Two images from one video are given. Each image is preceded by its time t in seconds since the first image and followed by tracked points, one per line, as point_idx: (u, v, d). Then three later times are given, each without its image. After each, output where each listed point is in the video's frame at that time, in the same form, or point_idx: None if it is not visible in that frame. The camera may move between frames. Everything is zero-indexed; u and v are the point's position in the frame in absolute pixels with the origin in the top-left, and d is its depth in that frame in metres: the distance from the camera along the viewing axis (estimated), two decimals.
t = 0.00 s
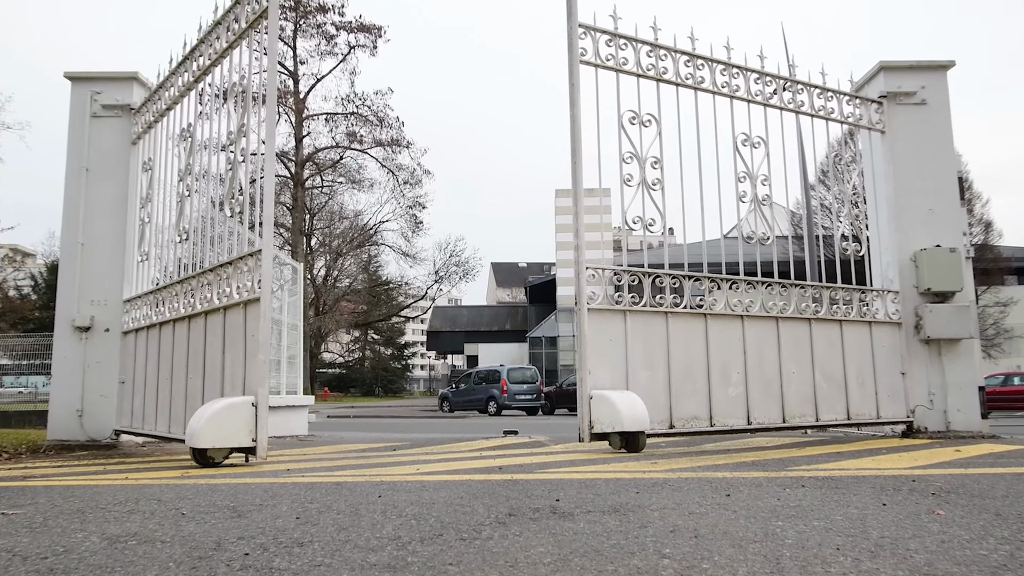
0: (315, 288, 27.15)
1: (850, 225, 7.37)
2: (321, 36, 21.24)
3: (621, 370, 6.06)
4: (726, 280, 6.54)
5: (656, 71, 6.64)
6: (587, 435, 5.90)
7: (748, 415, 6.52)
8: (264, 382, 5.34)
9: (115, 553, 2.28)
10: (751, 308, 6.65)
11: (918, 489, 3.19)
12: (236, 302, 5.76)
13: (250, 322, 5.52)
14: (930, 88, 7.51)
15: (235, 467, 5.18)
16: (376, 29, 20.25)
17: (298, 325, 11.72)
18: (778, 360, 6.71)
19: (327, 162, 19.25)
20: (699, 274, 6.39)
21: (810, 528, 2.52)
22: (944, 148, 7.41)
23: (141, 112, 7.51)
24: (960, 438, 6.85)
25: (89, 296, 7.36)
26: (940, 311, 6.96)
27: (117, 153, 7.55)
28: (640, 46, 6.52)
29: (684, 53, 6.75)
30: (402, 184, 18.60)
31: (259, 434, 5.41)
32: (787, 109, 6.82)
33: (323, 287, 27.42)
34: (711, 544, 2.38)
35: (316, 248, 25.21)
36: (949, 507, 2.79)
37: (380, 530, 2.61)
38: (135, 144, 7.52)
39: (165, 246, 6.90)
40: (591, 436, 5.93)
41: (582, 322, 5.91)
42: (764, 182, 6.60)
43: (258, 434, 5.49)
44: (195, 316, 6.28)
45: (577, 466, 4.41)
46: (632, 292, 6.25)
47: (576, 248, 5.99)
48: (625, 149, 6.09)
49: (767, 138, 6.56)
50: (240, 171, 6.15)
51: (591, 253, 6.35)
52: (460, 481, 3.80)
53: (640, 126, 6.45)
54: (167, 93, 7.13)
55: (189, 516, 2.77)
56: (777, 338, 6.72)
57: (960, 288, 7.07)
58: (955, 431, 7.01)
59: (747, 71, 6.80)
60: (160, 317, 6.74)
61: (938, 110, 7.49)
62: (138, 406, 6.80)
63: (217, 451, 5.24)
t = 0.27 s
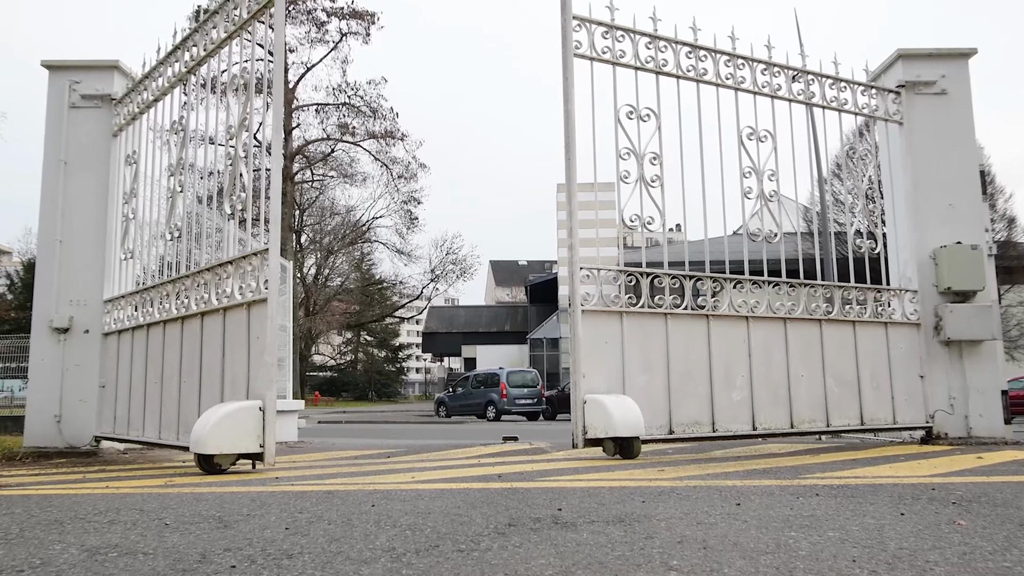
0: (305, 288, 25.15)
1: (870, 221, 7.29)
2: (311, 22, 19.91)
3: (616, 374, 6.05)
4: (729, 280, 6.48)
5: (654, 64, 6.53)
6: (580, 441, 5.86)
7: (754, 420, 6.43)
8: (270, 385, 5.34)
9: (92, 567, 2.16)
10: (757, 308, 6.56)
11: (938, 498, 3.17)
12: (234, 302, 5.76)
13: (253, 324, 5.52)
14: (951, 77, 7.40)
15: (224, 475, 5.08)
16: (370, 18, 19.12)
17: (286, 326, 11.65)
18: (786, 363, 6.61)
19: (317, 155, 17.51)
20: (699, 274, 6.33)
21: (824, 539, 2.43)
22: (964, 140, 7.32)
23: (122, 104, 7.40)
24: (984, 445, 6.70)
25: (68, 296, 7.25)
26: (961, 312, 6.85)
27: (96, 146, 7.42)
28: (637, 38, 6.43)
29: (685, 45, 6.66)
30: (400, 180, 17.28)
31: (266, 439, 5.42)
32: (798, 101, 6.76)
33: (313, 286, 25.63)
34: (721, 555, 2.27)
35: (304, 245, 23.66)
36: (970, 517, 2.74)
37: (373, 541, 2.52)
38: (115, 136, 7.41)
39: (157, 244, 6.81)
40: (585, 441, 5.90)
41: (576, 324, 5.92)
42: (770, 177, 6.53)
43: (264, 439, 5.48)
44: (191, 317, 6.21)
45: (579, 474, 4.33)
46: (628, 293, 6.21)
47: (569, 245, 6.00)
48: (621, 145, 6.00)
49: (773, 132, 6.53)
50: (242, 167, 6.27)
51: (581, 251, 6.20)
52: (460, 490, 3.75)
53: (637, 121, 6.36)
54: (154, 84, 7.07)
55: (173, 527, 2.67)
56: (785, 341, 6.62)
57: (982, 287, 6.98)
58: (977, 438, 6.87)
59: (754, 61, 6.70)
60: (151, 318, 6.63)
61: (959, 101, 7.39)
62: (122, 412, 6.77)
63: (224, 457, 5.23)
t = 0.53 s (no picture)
0: (295, 288, 22.34)
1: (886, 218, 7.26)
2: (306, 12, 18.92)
3: (613, 378, 6.00)
4: (733, 281, 6.39)
5: (653, 58, 6.43)
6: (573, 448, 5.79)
7: (758, 424, 6.36)
8: (280, 387, 5.40)
9: None
10: (762, 309, 6.48)
11: (959, 508, 3.39)
12: (236, 303, 5.77)
13: (259, 324, 5.57)
14: (971, 67, 7.28)
15: (211, 483, 4.94)
16: (362, 0, 18.02)
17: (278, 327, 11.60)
18: (793, 367, 6.52)
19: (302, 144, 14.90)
20: (701, 275, 6.25)
21: (839, 550, 2.55)
22: (985, 133, 7.21)
23: (104, 95, 7.32)
24: (1004, 450, 6.60)
25: (47, 296, 7.15)
26: (981, 312, 6.74)
27: (76, 140, 7.32)
28: (635, 30, 6.35)
29: (686, 37, 6.57)
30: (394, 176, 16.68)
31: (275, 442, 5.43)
32: (807, 93, 6.68)
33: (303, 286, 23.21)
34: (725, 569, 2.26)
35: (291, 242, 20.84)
36: (991, 527, 2.94)
37: (366, 551, 2.58)
38: (97, 128, 7.32)
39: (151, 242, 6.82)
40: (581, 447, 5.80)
41: (570, 325, 5.86)
42: (777, 172, 6.44)
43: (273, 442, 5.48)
44: (189, 318, 6.17)
45: (581, 481, 4.32)
46: (625, 295, 6.14)
47: (563, 244, 5.96)
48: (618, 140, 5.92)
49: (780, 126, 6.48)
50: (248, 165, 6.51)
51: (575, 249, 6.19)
52: (460, 496, 3.74)
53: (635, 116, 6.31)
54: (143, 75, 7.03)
55: (159, 537, 2.86)
56: (792, 345, 6.53)
57: (1003, 286, 6.86)
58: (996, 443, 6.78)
59: (759, 53, 6.61)
60: (148, 317, 6.59)
61: (980, 92, 7.27)
62: (107, 416, 6.77)
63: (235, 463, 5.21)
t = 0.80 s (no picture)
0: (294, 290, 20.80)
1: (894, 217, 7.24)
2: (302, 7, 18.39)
3: (608, 381, 5.96)
4: (731, 282, 6.35)
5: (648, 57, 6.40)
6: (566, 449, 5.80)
7: (757, 427, 6.33)
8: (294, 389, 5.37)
9: None
10: (761, 310, 6.45)
11: (968, 511, 3.36)
12: (243, 304, 5.76)
13: (269, 324, 5.58)
14: (980, 62, 7.24)
15: (202, 488, 4.84)
16: None
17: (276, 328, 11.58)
18: (794, 369, 6.49)
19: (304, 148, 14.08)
20: (697, 275, 6.23)
21: (846, 555, 2.52)
22: (993, 129, 7.17)
23: (95, 91, 7.28)
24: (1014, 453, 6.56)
25: (37, 296, 7.10)
26: (990, 312, 6.70)
27: (65, 137, 7.26)
28: (629, 30, 6.33)
29: (682, 35, 6.53)
30: (391, 174, 16.48)
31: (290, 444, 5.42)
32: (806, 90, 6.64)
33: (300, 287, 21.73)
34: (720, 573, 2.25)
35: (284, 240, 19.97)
36: (1000, 531, 2.92)
37: (365, 557, 2.54)
38: (87, 125, 7.26)
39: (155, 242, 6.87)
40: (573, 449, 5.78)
41: (564, 327, 5.85)
42: (777, 170, 6.41)
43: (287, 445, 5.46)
44: (195, 318, 6.12)
45: (581, 484, 4.29)
46: (619, 296, 6.12)
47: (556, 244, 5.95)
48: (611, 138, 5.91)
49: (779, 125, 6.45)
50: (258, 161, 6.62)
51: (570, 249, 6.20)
52: (456, 500, 3.70)
53: (630, 116, 6.30)
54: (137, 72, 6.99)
55: (150, 542, 2.82)
56: (794, 347, 6.50)
57: (1013, 285, 6.82)
58: (1004, 445, 6.74)
59: (759, 50, 6.57)
60: (149, 317, 6.56)
61: (989, 88, 7.22)
62: (100, 419, 6.74)
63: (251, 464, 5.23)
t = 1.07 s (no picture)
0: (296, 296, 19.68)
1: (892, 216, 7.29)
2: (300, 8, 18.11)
3: (600, 381, 6.02)
4: (725, 283, 6.37)
5: (642, 61, 6.41)
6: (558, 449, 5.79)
7: (752, 427, 6.36)
8: (312, 389, 5.39)
9: None
10: (756, 311, 6.47)
11: (968, 512, 3.35)
12: (259, 305, 5.80)
13: (286, 325, 5.63)
14: (980, 62, 7.24)
15: (200, 488, 4.83)
16: None
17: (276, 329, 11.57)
18: (789, 370, 6.49)
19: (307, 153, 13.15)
20: (690, 277, 6.26)
21: (846, 555, 2.52)
22: (993, 129, 7.17)
23: (95, 91, 7.28)
24: (1014, 453, 6.56)
25: (37, 296, 7.10)
26: (990, 313, 6.70)
27: (65, 137, 7.26)
28: (623, 34, 6.35)
29: (677, 39, 6.54)
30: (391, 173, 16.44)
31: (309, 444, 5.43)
32: (802, 92, 6.64)
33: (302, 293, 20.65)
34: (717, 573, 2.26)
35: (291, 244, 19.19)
36: (1000, 531, 2.92)
37: (366, 556, 2.55)
38: (88, 125, 7.26)
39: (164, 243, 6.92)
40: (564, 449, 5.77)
41: (556, 327, 5.89)
42: (772, 172, 6.42)
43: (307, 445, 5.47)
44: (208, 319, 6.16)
45: (581, 484, 4.30)
46: (613, 297, 6.16)
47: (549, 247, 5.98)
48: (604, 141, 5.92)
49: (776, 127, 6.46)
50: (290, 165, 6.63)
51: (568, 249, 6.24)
52: (455, 500, 3.71)
53: (624, 119, 6.33)
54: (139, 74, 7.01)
55: (150, 542, 2.82)
56: (789, 347, 6.51)
57: (1014, 285, 6.82)
58: (1005, 445, 6.74)
59: (755, 52, 6.58)
60: (156, 318, 6.57)
61: (989, 88, 7.22)
62: (103, 418, 6.76)
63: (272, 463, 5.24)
